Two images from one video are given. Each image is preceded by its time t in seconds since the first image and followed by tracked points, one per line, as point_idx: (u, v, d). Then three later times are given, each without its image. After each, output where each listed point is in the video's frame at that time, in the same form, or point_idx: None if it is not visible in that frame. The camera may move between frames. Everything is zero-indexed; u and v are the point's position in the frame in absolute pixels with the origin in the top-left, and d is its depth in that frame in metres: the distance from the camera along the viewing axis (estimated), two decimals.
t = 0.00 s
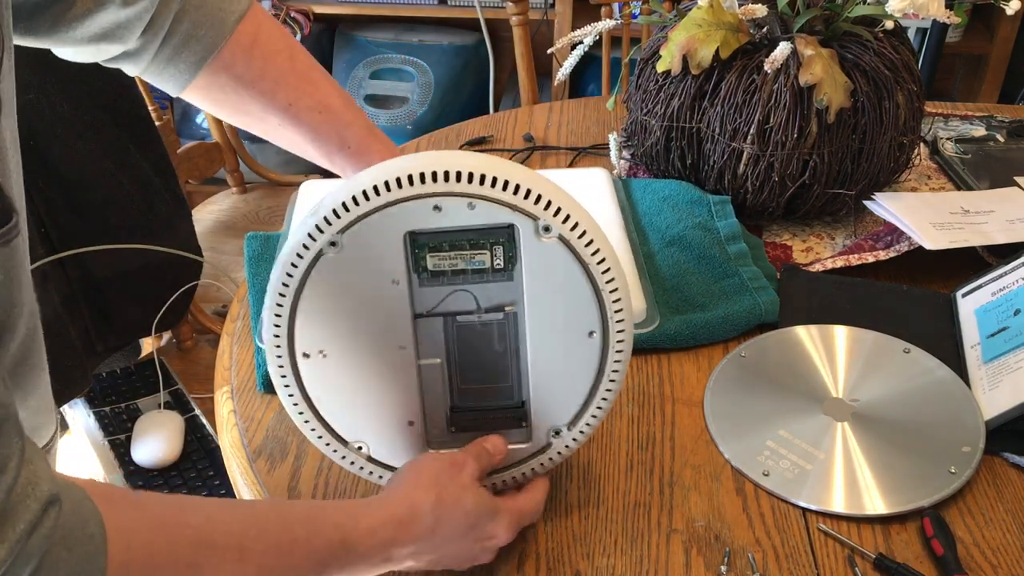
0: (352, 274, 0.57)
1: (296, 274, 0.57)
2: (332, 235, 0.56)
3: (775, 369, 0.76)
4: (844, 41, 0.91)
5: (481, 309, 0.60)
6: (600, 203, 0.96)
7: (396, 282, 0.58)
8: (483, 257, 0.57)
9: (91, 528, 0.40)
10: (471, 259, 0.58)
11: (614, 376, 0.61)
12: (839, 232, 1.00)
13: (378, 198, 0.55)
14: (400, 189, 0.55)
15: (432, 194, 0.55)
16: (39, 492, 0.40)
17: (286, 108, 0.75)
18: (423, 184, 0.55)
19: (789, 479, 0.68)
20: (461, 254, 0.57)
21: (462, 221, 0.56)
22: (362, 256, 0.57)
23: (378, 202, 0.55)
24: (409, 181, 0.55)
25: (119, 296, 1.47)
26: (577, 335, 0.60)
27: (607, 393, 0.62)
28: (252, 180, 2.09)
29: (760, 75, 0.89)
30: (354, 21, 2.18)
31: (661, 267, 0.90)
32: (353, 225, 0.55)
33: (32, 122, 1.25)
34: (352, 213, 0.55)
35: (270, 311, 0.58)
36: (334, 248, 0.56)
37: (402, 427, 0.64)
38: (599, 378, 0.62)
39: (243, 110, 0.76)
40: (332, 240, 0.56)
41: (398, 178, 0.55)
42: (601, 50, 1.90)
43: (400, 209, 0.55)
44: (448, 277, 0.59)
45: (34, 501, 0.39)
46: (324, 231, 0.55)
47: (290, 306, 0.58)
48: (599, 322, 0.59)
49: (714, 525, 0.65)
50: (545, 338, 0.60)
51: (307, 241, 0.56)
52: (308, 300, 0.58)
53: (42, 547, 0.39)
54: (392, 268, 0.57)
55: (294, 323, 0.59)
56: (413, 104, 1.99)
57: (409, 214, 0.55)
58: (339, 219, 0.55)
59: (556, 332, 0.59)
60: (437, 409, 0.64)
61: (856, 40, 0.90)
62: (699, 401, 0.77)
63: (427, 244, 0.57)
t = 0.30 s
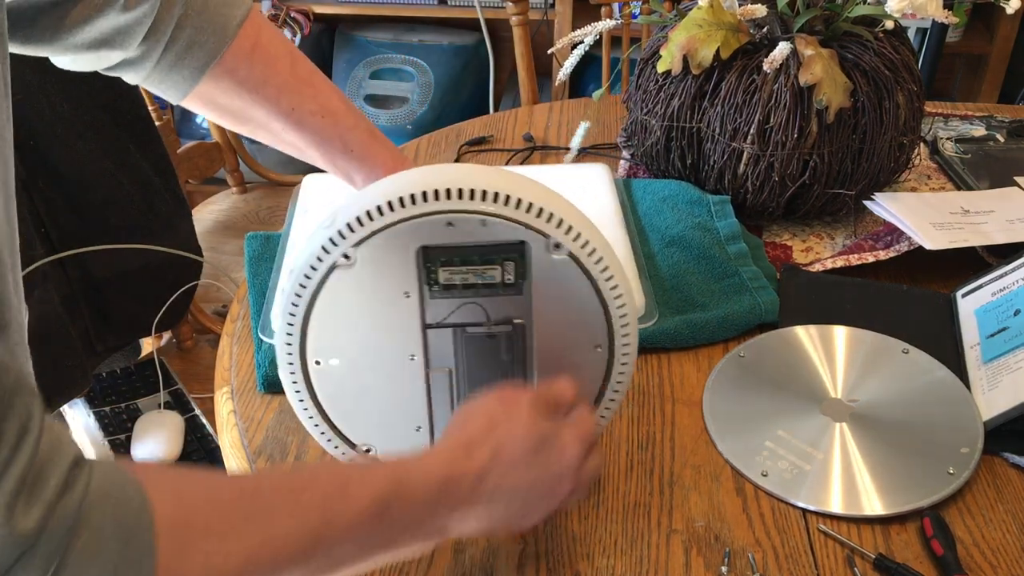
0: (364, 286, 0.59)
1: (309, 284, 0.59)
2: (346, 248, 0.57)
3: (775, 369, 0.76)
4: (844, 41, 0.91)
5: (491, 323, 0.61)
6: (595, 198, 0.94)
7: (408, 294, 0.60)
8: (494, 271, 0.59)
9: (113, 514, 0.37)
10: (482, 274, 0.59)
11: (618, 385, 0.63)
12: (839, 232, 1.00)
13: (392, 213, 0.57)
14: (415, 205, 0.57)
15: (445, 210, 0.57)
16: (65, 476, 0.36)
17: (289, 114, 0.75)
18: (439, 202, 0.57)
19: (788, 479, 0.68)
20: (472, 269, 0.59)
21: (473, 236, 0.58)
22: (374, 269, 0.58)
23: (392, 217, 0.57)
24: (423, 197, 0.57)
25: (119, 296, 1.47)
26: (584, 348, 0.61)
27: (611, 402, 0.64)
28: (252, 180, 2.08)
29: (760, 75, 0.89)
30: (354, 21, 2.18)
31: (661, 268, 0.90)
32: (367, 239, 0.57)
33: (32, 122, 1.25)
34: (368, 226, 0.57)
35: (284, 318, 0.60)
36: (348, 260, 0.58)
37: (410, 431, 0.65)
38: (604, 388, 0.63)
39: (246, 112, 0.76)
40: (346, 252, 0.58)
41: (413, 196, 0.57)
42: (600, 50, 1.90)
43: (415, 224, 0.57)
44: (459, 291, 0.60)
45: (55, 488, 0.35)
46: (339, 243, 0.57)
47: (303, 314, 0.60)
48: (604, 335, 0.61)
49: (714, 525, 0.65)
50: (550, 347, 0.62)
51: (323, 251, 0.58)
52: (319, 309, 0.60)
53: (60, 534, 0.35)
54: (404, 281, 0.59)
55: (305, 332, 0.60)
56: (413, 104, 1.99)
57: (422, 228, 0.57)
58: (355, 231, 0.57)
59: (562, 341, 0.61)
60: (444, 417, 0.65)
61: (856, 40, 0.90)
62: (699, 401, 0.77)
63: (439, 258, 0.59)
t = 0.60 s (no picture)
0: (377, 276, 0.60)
1: (324, 270, 0.60)
2: (362, 237, 0.59)
3: (775, 370, 0.76)
4: (843, 41, 0.91)
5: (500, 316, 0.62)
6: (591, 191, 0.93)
7: (419, 286, 0.61)
8: (505, 266, 0.61)
9: (253, 356, 0.36)
10: (494, 267, 0.61)
11: (624, 383, 0.64)
12: (839, 232, 1.00)
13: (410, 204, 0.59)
14: (432, 196, 0.59)
15: (462, 203, 0.59)
16: (208, 320, 0.35)
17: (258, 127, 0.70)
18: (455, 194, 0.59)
19: (788, 479, 0.68)
20: (484, 262, 0.61)
21: (487, 230, 0.60)
22: (387, 261, 0.60)
23: (409, 208, 0.59)
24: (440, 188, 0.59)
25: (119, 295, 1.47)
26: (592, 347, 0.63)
27: (615, 400, 0.65)
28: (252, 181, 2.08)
29: (760, 75, 0.89)
30: (354, 21, 2.18)
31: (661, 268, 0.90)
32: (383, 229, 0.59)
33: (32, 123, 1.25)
34: (385, 215, 0.59)
35: (295, 306, 0.61)
36: (363, 250, 0.59)
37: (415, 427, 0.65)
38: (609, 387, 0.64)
39: (212, 133, 0.70)
40: (361, 242, 0.59)
41: (431, 186, 0.59)
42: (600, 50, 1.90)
43: (431, 214, 0.59)
44: (471, 284, 0.62)
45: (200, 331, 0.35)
46: (355, 232, 0.59)
47: (315, 301, 0.61)
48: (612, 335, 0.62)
49: (714, 526, 0.66)
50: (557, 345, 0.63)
51: (341, 237, 0.59)
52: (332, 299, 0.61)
53: (217, 374, 0.34)
54: (417, 273, 0.61)
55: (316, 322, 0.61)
56: (413, 104, 1.99)
57: (437, 220, 0.59)
58: (372, 220, 0.59)
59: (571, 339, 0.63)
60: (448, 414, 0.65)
61: (856, 40, 0.90)
62: (699, 401, 0.77)
63: (453, 251, 0.61)
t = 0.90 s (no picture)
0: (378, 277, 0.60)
1: (325, 270, 0.60)
2: (362, 238, 0.60)
3: (774, 370, 0.76)
4: (843, 41, 0.91)
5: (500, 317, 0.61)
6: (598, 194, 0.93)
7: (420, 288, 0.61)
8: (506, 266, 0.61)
9: (257, 373, 0.37)
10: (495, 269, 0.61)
11: (624, 383, 0.64)
12: (839, 232, 1.00)
13: (410, 203, 0.59)
14: (432, 197, 0.59)
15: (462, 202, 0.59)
16: (221, 355, 0.36)
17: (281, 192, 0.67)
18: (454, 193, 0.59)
19: (788, 479, 0.68)
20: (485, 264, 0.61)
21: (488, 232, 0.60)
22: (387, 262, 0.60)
23: (409, 209, 0.59)
24: (440, 189, 0.59)
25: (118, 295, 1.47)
26: (592, 347, 0.62)
27: (615, 401, 0.65)
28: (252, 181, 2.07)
29: (760, 75, 0.89)
30: (354, 21, 2.18)
31: (661, 268, 0.90)
32: (383, 229, 0.59)
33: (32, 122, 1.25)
34: (385, 216, 0.59)
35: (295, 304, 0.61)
36: (363, 250, 0.60)
37: (414, 428, 0.64)
38: (609, 388, 0.64)
39: (215, 183, 0.65)
40: (362, 242, 0.60)
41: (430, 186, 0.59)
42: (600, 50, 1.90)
43: (432, 215, 0.59)
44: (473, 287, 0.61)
45: (219, 363, 0.36)
46: (355, 232, 0.59)
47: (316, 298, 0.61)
48: (612, 334, 0.62)
49: (714, 526, 0.66)
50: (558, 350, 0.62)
51: (341, 236, 0.59)
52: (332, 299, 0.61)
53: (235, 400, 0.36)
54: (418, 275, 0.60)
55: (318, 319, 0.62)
56: (413, 104, 1.99)
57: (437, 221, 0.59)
58: (371, 221, 0.59)
59: (573, 342, 0.62)
60: (448, 413, 0.65)
61: (856, 40, 0.91)
62: (699, 401, 0.77)
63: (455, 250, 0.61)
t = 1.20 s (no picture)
0: (382, 278, 0.61)
1: (329, 272, 0.60)
2: (368, 239, 0.60)
3: (774, 370, 0.76)
4: (843, 41, 0.91)
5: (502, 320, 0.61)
6: (599, 195, 0.93)
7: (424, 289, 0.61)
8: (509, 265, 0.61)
9: (282, 421, 0.37)
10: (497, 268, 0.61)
11: (625, 387, 0.64)
12: (839, 232, 1.00)
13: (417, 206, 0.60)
14: (437, 199, 0.60)
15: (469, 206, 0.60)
16: (251, 404, 0.37)
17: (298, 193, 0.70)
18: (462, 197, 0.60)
19: (788, 480, 0.68)
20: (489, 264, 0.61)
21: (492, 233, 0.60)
22: (392, 263, 0.60)
23: (415, 211, 0.60)
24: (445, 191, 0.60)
25: (117, 295, 1.47)
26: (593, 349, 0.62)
27: (617, 403, 0.65)
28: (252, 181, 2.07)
29: (759, 76, 0.89)
30: (354, 21, 2.18)
31: (661, 268, 0.90)
32: (389, 231, 0.60)
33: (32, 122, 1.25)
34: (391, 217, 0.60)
35: (299, 306, 0.61)
36: (368, 252, 0.60)
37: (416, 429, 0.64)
38: (610, 392, 0.64)
39: (234, 181, 0.68)
40: (367, 244, 0.60)
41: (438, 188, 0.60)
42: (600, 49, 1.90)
43: (437, 217, 0.60)
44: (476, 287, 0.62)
45: (252, 413, 0.36)
46: (360, 234, 0.60)
47: (319, 301, 0.61)
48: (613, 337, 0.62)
49: (713, 527, 0.66)
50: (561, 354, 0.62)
51: (348, 236, 0.60)
52: (336, 300, 0.61)
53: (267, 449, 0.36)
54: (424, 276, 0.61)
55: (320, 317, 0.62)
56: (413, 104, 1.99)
57: (440, 222, 0.60)
58: (377, 222, 0.60)
59: (576, 346, 0.62)
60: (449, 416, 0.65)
61: (856, 40, 0.90)
62: (698, 402, 0.77)
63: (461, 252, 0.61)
